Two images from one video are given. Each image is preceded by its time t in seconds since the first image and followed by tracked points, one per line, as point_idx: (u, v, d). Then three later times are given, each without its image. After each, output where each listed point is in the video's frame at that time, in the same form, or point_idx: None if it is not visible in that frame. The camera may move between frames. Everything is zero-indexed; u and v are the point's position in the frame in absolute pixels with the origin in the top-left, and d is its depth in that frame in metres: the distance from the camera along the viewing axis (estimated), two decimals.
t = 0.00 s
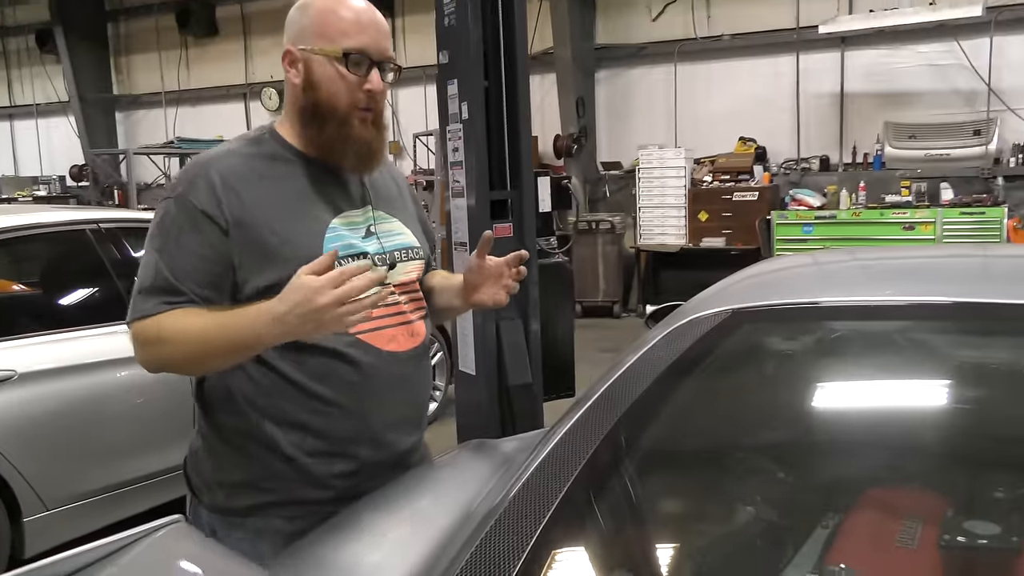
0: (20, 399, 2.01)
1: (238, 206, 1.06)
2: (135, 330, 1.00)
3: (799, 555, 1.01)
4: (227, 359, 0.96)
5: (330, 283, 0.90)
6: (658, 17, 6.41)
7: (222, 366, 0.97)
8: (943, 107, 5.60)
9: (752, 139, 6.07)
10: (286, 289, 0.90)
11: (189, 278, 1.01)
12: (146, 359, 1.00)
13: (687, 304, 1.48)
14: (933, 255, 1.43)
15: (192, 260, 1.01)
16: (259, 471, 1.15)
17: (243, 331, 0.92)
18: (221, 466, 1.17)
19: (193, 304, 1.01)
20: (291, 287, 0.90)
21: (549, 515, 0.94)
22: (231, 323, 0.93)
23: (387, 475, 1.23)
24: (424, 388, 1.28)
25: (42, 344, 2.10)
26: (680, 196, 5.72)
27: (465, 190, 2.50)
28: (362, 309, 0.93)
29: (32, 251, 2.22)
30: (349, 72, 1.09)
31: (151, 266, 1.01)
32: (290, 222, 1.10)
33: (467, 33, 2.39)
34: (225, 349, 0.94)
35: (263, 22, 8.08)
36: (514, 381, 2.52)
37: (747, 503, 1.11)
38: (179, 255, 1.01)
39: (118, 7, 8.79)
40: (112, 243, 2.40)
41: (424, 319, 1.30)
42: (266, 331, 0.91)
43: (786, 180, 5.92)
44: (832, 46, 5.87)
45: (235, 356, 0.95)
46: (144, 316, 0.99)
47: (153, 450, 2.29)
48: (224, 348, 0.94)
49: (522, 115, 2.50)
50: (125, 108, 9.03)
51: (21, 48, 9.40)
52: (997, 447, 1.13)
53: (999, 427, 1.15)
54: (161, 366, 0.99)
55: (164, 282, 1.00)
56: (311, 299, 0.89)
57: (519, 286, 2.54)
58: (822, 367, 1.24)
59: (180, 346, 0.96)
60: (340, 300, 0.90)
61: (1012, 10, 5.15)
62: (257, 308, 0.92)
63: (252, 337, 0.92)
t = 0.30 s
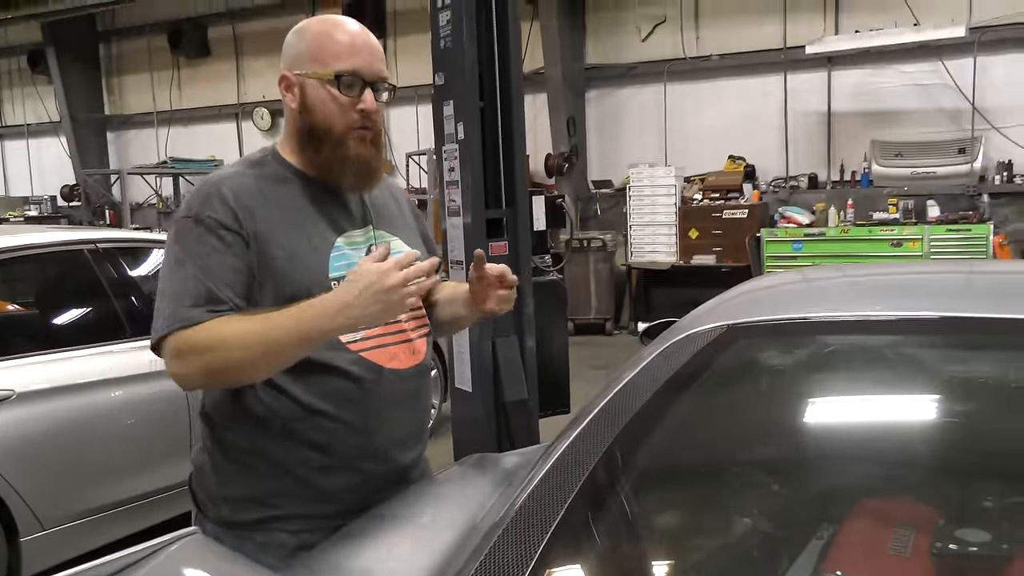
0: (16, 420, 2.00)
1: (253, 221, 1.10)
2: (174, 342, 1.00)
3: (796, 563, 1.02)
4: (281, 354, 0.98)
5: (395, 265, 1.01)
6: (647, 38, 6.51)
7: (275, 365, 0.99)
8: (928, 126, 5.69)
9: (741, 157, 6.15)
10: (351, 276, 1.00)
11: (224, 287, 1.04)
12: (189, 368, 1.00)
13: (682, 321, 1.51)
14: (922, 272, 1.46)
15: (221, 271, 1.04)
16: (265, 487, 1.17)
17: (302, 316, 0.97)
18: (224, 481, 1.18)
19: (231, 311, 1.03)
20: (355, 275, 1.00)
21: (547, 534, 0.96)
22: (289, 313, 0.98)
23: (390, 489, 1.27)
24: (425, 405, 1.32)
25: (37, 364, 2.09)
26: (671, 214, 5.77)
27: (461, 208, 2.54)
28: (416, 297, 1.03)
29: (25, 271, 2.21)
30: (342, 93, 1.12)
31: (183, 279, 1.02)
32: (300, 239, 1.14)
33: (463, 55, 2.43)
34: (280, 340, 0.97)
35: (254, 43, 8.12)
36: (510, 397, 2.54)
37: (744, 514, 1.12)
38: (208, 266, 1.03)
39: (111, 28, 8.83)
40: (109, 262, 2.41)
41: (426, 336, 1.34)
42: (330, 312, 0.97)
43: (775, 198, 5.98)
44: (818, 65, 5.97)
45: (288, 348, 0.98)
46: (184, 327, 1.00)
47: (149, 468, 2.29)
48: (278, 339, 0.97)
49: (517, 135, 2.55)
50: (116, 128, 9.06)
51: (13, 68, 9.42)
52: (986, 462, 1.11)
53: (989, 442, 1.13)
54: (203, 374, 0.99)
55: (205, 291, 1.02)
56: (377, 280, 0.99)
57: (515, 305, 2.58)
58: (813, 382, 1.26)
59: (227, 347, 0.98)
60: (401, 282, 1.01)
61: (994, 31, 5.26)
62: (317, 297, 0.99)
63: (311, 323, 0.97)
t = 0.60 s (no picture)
0: (13, 431, 2.00)
1: (251, 234, 1.12)
2: (182, 353, 1.01)
3: (793, 569, 1.05)
4: (291, 376, 0.98)
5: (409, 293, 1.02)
6: (641, 50, 6.57)
7: (284, 385, 0.99)
8: (919, 138, 5.75)
9: (734, 169, 6.21)
10: (366, 301, 1.00)
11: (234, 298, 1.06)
12: (199, 379, 1.00)
13: (677, 332, 1.54)
14: (913, 283, 1.49)
15: (223, 281, 1.06)
16: (264, 497, 1.19)
17: (315, 338, 0.98)
18: (224, 490, 1.21)
19: (238, 323, 1.04)
20: (370, 299, 1.00)
21: (543, 545, 0.98)
22: (302, 334, 0.99)
23: (387, 500, 1.28)
24: (424, 416, 1.33)
25: (33, 375, 2.09)
26: (664, 225, 5.81)
27: (458, 220, 2.56)
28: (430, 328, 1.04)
29: (17, 285, 2.19)
30: (302, 103, 1.13)
31: (190, 292, 1.04)
32: (295, 250, 1.16)
33: (459, 68, 2.46)
34: (292, 360, 0.97)
35: (248, 55, 8.15)
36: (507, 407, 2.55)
37: (739, 522, 1.14)
38: (212, 278, 1.05)
39: (106, 40, 8.85)
40: (106, 273, 2.42)
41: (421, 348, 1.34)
42: (344, 338, 0.97)
43: (768, 209, 6.02)
44: (810, 78, 6.03)
45: (300, 368, 0.98)
46: (192, 337, 1.01)
47: (146, 479, 2.29)
48: (291, 358, 0.97)
49: (514, 148, 2.58)
50: (111, 139, 9.06)
51: (7, 80, 9.42)
52: (983, 470, 1.10)
53: (984, 448, 1.13)
54: (211, 386, 0.99)
55: (212, 301, 1.03)
56: (392, 307, 1.00)
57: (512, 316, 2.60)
58: (806, 391, 1.28)
59: (238, 363, 0.98)
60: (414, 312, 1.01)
61: (983, 45, 5.34)
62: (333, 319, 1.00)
63: (324, 346, 0.97)
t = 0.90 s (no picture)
0: (39, 440, 2.04)
1: (270, 257, 1.15)
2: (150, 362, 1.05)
3: None
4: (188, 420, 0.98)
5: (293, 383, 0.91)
6: (659, 63, 6.59)
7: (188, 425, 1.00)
8: (941, 150, 5.71)
9: (754, 181, 6.19)
10: (250, 378, 0.92)
11: (211, 319, 1.07)
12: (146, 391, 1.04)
13: (693, 345, 1.55)
14: (935, 296, 1.48)
15: (205, 302, 1.07)
16: (288, 509, 1.20)
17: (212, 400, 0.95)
18: (246, 504, 1.23)
19: (203, 345, 1.06)
20: (262, 378, 0.91)
21: (561, 556, 0.99)
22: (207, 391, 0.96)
23: (408, 511, 1.30)
24: (446, 428, 1.35)
25: (57, 385, 2.13)
26: (684, 238, 5.80)
27: (476, 232, 2.58)
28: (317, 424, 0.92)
29: (41, 296, 2.24)
30: (367, 126, 1.16)
31: (175, 304, 1.07)
32: (323, 272, 1.18)
33: (478, 82, 2.49)
34: (197, 410, 0.97)
35: (271, 69, 8.27)
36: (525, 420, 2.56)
37: (757, 537, 1.12)
38: (198, 296, 1.07)
39: (131, 55, 9.02)
40: (130, 285, 2.47)
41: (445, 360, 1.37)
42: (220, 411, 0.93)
43: (789, 222, 5.97)
44: (829, 90, 6.02)
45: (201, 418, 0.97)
46: (151, 347, 1.04)
47: (166, 489, 2.32)
48: (196, 409, 0.97)
49: (532, 160, 2.61)
50: (135, 153, 9.22)
51: (35, 95, 9.62)
52: (1007, 488, 1.09)
53: (1005, 464, 1.12)
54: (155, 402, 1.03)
55: (185, 318, 1.05)
56: (273, 395, 0.90)
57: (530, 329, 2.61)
58: (824, 405, 1.28)
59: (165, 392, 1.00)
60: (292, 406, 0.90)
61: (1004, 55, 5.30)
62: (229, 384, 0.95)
63: (219, 410, 0.94)
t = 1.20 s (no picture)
0: (54, 443, 2.07)
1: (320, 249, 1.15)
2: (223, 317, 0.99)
3: None
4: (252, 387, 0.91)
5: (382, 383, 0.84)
6: (674, 68, 6.58)
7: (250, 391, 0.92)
8: (959, 155, 5.67)
9: (768, 187, 6.16)
10: (326, 362, 0.86)
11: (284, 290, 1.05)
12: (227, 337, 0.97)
13: (700, 353, 1.55)
14: (950, 304, 1.48)
15: (278, 272, 1.06)
16: (311, 513, 1.21)
17: (285, 377, 0.87)
18: (263, 508, 1.24)
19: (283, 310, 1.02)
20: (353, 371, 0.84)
21: (569, 556, 1.01)
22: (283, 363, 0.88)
23: (421, 510, 1.33)
24: (454, 431, 1.38)
25: (73, 389, 2.16)
26: (697, 243, 5.78)
27: (488, 238, 2.59)
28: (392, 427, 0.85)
29: (59, 301, 2.28)
30: (403, 128, 1.19)
31: (244, 273, 1.04)
32: (360, 273, 1.20)
33: (490, 88, 2.51)
34: (267, 380, 0.89)
35: (287, 74, 8.34)
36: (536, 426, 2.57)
37: (765, 544, 1.12)
38: (273, 266, 1.06)
39: (149, 60, 9.13)
40: (144, 290, 2.50)
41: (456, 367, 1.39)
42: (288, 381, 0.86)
43: (803, 227, 5.96)
44: (845, 95, 5.99)
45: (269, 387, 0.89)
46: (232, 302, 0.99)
47: (180, 491, 2.35)
48: (267, 379, 0.89)
49: (544, 166, 2.62)
50: (153, 157, 9.32)
51: (55, 100, 9.75)
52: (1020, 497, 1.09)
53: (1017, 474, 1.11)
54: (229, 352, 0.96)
55: (262, 283, 1.03)
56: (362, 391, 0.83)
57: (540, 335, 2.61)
58: (837, 413, 1.27)
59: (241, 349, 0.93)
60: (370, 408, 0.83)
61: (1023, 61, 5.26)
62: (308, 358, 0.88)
63: (291, 387, 0.86)
